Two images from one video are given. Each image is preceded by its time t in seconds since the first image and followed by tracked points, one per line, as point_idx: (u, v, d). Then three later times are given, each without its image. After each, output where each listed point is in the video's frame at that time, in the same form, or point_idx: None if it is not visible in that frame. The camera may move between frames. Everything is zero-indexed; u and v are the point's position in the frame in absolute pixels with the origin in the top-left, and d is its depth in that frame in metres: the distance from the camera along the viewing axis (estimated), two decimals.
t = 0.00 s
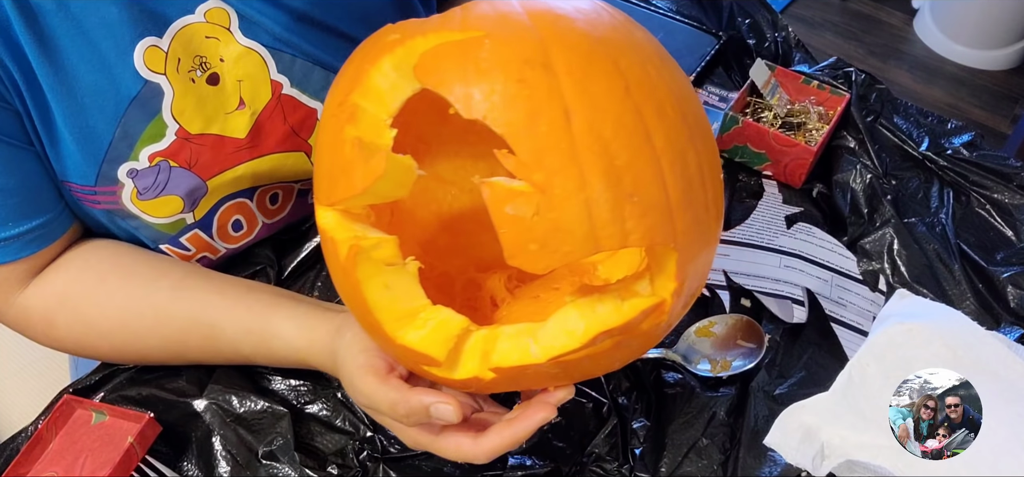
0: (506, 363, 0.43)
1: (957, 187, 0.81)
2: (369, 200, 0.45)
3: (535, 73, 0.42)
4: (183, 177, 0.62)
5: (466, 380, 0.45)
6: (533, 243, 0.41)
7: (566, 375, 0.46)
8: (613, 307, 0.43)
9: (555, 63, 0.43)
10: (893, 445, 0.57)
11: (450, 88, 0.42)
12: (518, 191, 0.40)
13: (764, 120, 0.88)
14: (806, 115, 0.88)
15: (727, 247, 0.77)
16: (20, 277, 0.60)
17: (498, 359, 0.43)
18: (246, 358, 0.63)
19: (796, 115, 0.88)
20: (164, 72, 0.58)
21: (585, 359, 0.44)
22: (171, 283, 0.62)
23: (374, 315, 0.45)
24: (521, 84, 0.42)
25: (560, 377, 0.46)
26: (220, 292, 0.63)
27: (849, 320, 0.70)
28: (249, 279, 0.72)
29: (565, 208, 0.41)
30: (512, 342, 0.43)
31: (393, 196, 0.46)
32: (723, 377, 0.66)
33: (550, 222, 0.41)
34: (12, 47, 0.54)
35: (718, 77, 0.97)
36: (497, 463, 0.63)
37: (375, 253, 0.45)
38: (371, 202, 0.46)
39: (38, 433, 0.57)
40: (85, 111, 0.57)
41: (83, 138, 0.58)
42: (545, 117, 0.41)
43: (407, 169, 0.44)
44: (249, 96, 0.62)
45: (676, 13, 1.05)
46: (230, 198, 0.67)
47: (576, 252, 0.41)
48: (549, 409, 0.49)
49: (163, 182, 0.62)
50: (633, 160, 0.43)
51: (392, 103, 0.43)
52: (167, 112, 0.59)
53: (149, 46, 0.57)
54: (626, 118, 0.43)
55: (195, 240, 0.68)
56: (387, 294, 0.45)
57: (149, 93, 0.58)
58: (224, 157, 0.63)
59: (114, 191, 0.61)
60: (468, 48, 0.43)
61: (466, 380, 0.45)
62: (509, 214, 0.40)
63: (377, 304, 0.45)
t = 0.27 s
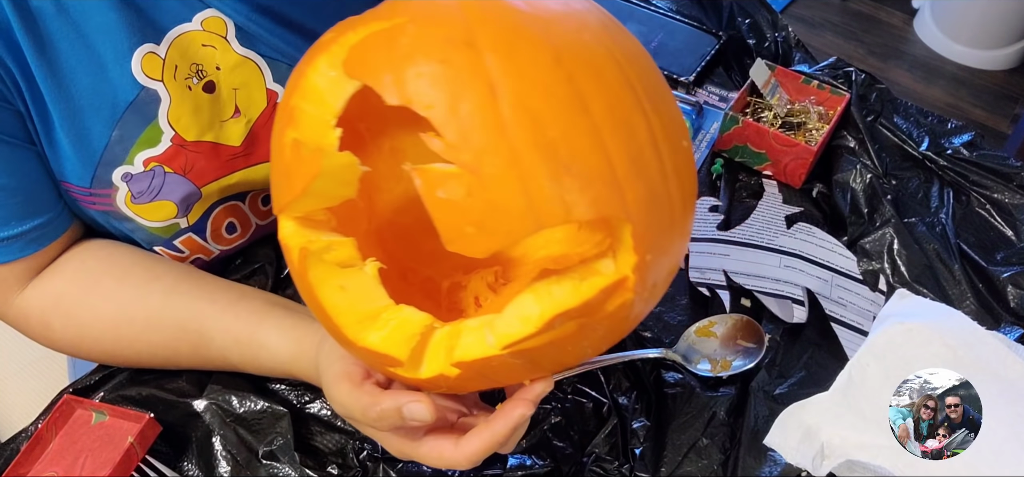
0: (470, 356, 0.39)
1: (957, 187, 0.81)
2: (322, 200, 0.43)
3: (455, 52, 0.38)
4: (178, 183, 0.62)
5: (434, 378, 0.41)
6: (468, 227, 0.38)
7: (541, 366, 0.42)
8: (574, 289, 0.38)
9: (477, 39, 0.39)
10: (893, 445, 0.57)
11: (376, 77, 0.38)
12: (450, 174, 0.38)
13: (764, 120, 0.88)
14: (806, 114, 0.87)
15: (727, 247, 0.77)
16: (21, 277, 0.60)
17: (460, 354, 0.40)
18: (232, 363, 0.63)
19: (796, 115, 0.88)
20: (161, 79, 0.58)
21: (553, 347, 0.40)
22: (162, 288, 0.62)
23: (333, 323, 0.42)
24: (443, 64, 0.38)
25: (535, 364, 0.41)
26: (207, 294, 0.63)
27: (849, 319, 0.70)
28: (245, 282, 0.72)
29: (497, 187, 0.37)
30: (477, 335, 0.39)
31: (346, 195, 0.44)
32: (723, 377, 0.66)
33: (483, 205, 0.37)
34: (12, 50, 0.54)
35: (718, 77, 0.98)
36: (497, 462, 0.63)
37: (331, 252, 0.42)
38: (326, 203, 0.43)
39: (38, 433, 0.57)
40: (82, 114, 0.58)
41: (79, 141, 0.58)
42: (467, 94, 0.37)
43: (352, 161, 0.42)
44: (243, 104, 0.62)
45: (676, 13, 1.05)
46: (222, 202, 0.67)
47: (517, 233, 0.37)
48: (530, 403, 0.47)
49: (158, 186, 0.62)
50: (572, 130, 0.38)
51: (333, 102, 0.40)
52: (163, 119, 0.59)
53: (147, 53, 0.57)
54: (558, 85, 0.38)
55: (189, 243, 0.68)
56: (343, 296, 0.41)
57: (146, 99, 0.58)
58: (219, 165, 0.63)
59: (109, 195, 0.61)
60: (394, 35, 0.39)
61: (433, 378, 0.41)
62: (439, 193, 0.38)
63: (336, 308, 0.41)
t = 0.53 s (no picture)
0: (452, 327, 0.38)
1: (957, 187, 0.81)
2: (309, 173, 0.42)
3: (444, 21, 0.40)
4: (181, 183, 0.62)
5: (416, 351, 0.40)
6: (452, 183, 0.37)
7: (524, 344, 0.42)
8: (556, 254, 0.38)
9: (465, 13, 0.40)
10: (893, 444, 0.57)
11: (366, 45, 0.39)
12: (436, 128, 0.38)
13: (764, 120, 0.88)
14: (806, 114, 0.88)
15: (727, 247, 0.77)
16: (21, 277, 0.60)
17: (443, 324, 0.39)
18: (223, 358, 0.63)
19: (796, 115, 0.88)
20: (165, 79, 0.58)
21: (535, 317, 0.39)
22: (160, 285, 0.62)
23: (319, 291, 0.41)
24: (426, 31, 0.39)
25: (516, 343, 0.41)
26: (201, 291, 0.62)
27: (849, 319, 0.71)
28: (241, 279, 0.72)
29: (482, 144, 0.37)
30: (462, 305, 0.39)
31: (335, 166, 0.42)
32: (723, 377, 0.67)
33: (467, 160, 0.37)
34: (20, 48, 0.54)
35: (718, 77, 0.98)
36: (497, 462, 0.63)
37: (320, 221, 0.41)
38: (315, 178, 0.42)
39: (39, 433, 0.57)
40: (87, 114, 0.58)
41: (83, 140, 0.58)
42: (454, 58, 0.38)
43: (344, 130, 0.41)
44: (247, 104, 0.63)
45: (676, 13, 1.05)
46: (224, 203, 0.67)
47: (501, 192, 0.37)
48: (508, 374, 0.43)
49: (161, 187, 0.62)
50: (556, 98, 0.39)
51: (326, 78, 0.39)
52: (167, 119, 0.59)
53: (152, 54, 0.57)
54: (544, 59, 0.39)
55: (192, 244, 0.68)
56: (328, 267, 0.40)
57: (150, 99, 0.58)
58: (222, 166, 0.64)
59: (112, 194, 0.61)
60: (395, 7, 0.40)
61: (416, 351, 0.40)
62: (423, 149, 0.38)
63: (320, 278, 0.40)
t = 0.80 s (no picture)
0: (486, 279, 0.43)
1: (957, 188, 0.81)
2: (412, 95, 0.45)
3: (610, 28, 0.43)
4: (173, 187, 0.61)
5: (439, 290, 0.45)
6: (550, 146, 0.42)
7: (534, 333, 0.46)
8: (613, 260, 0.43)
9: (637, 26, 0.44)
10: (893, 444, 0.57)
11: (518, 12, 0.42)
12: (562, 100, 0.43)
13: (764, 120, 0.88)
14: (806, 115, 0.88)
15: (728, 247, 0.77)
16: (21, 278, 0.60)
17: (482, 274, 0.43)
18: (215, 300, 0.61)
19: (796, 115, 0.88)
20: (148, 85, 0.58)
21: (562, 312, 0.44)
22: (161, 256, 0.62)
23: (375, 201, 0.45)
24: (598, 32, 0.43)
25: (526, 325, 0.45)
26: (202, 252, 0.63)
27: (850, 320, 0.70)
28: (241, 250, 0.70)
29: (599, 133, 0.42)
30: (508, 264, 0.44)
31: (436, 99, 0.46)
32: (723, 377, 0.67)
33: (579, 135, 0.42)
34: (3, 62, 0.54)
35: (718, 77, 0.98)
36: (497, 462, 0.63)
37: (402, 141, 0.45)
38: (407, 104, 0.45)
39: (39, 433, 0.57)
40: (76, 124, 0.58)
41: (74, 150, 0.58)
42: (604, 55, 0.43)
43: (455, 73, 0.45)
44: (235, 105, 0.61)
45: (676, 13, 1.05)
46: (222, 207, 0.66)
47: (592, 175, 0.42)
48: (502, 374, 0.43)
49: (154, 192, 0.61)
50: (676, 123, 0.44)
51: (461, 26, 0.43)
52: (153, 126, 0.58)
53: (131, 61, 0.57)
54: (683, 88, 0.44)
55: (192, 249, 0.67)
56: (392, 186, 0.44)
57: (133, 107, 0.57)
58: (213, 169, 0.62)
59: (107, 201, 0.61)
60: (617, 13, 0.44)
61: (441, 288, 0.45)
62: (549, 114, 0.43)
63: (383, 190, 0.44)
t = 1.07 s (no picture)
0: (458, 237, 0.44)
1: (957, 187, 0.81)
2: (420, 65, 0.47)
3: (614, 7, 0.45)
4: (160, 199, 0.62)
5: (413, 245, 0.46)
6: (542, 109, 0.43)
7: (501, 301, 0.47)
8: (588, 230, 0.44)
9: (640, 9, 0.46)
10: (893, 444, 0.57)
11: None
12: (555, 64, 0.43)
13: (764, 120, 0.88)
14: (807, 114, 0.87)
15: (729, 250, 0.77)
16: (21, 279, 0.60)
17: (453, 232, 0.44)
18: (206, 277, 0.61)
19: (796, 115, 0.88)
20: (128, 99, 0.58)
21: (530, 280, 0.45)
22: (151, 251, 0.63)
23: (365, 150, 0.46)
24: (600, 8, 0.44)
25: (493, 291, 0.46)
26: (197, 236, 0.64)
27: (855, 320, 0.70)
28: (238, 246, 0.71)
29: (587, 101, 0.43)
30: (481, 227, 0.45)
31: (442, 69, 0.47)
32: (723, 377, 0.67)
33: (568, 98, 0.43)
34: None
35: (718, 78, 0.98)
36: (497, 462, 0.63)
37: (401, 99, 0.47)
38: (415, 72, 0.47)
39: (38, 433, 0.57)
40: (59, 139, 0.58)
41: (58, 165, 0.59)
42: (605, 29, 0.44)
43: (462, 46, 0.46)
44: (217, 113, 0.61)
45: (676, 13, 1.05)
46: (213, 215, 0.67)
47: (578, 142, 0.43)
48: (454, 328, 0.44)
49: (142, 204, 0.62)
50: (666, 105, 0.44)
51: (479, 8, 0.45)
52: (136, 138, 0.59)
53: (109, 74, 0.57)
54: (678, 73, 0.45)
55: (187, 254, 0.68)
56: (386, 141, 0.46)
57: (115, 120, 0.58)
58: (199, 178, 0.63)
59: (95, 214, 0.62)
60: None
61: (415, 244, 0.46)
62: (540, 79, 0.43)
63: (375, 144, 0.46)
